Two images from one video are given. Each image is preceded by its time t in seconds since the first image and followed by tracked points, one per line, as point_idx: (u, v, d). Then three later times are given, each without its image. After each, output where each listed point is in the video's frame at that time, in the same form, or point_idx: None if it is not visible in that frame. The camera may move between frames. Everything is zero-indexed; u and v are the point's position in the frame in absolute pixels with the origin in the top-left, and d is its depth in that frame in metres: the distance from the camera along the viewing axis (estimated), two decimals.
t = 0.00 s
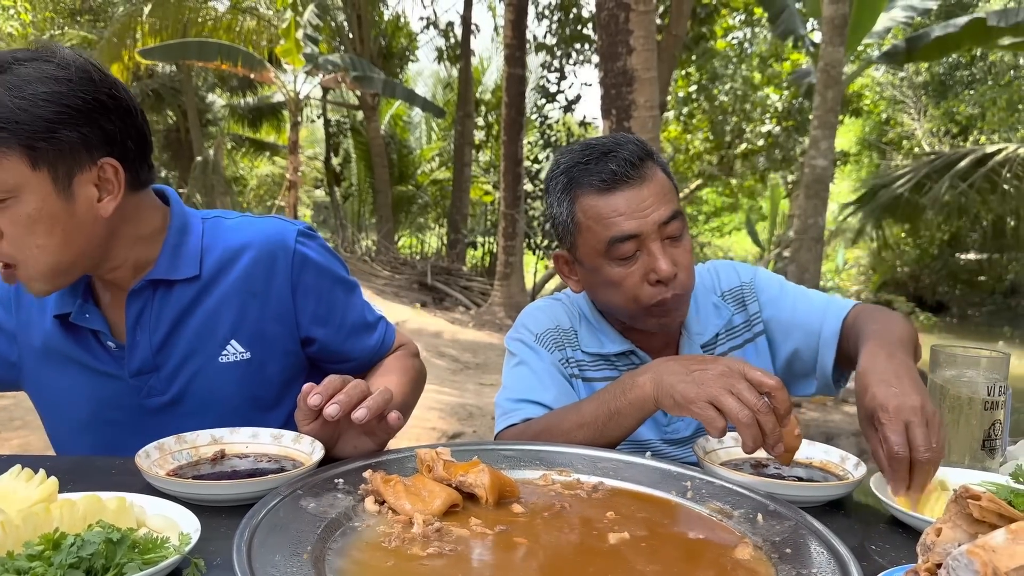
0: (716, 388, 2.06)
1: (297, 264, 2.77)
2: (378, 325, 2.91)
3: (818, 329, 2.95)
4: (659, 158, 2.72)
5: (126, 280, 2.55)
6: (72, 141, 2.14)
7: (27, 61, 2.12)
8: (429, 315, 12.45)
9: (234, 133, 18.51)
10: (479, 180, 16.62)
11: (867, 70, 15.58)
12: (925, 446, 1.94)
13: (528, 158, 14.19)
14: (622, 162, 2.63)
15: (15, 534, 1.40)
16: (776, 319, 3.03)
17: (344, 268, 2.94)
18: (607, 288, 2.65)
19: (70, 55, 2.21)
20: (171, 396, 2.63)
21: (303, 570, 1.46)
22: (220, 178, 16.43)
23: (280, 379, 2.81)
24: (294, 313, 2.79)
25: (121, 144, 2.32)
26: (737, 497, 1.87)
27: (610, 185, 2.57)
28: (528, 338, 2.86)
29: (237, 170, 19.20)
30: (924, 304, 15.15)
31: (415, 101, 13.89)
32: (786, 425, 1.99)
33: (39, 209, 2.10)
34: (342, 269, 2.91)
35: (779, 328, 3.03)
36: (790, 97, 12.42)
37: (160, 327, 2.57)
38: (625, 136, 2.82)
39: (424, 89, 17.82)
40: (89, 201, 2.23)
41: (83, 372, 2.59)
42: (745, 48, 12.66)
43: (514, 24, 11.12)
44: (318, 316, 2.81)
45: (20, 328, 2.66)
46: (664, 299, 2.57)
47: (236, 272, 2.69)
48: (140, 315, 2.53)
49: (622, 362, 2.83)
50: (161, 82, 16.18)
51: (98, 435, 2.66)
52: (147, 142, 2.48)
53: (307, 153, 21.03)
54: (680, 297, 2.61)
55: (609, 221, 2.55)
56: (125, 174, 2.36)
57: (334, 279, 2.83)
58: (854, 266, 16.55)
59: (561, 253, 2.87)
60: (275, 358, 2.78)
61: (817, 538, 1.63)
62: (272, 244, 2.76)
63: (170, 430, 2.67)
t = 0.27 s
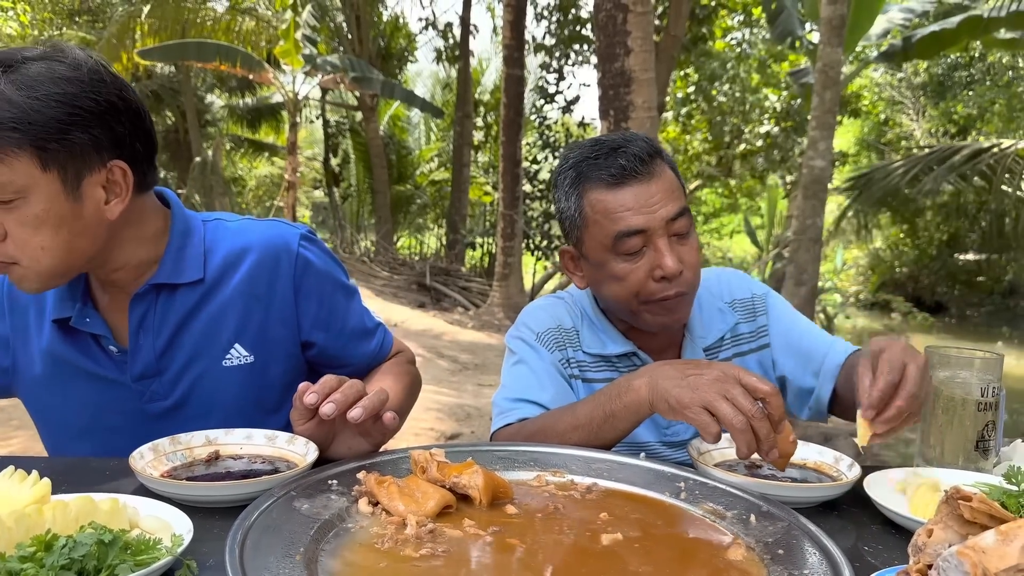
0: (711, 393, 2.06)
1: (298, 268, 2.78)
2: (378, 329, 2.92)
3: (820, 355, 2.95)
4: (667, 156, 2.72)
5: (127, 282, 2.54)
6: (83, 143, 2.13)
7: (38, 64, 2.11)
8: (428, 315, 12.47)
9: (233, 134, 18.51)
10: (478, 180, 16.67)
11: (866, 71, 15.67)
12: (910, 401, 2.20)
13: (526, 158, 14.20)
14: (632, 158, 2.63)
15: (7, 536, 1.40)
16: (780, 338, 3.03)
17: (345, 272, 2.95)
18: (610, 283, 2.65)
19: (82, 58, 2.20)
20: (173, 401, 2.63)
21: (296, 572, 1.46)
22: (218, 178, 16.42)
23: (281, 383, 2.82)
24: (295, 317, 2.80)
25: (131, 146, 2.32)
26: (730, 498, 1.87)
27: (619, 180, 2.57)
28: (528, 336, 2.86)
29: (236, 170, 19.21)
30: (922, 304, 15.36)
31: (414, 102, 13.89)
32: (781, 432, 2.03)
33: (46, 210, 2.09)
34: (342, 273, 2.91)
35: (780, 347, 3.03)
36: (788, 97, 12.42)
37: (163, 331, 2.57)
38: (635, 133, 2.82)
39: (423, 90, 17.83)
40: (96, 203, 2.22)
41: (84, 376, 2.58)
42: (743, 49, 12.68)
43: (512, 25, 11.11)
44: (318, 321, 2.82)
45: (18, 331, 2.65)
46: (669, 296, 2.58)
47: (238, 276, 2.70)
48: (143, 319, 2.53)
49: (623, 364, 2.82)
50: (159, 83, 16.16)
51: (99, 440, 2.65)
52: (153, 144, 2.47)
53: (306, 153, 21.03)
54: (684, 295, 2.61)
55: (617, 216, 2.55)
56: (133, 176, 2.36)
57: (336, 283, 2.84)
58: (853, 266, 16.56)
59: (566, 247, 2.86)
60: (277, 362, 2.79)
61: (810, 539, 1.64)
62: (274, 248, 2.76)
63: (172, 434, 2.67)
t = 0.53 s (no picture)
0: (712, 397, 2.06)
1: (298, 272, 2.78)
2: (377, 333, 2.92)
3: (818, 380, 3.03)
4: (694, 156, 2.71)
5: (127, 286, 2.53)
6: (86, 148, 2.14)
7: (36, 67, 2.11)
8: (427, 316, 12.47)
9: (231, 134, 18.49)
10: (477, 181, 16.70)
11: (863, 72, 15.73)
12: (848, 342, 2.27)
13: (525, 159, 14.20)
14: (661, 155, 2.62)
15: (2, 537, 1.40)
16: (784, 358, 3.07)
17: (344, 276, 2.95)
18: (630, 280, 2.63)
19: (81, 59, 2.19)
20: (171, 406, 2.62)
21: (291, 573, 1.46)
22: (217, 179, 16.41)
23: (280, 387, 2.82)
24: (295, 322, 2.80)
25: (132, 149, 2.32)
26: (726, 500, 1.87)
27: (647, 176, 2.56)
28: (538, 335, 2.83)
29: (235, 171, 19.19)
30: (921, 304, 15.37)
31: (413, 102, 13.88)
32: (781, 436, 2.03)
33: (48, 216, 2.09)
34: (342, 278, 2.91)
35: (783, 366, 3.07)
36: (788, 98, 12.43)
37: (162, 336, 2.57)
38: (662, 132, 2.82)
39: (422, 91, 17.82)
40: (99, 207, 2.22)
41: (82, 381, 2.58)
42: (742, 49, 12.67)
43: (511, 26, 11.11)
44: (318, 325, 2.81)
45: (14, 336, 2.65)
46: (688, 296, 2.57)
47: (238, 280, 2.70)
48: (141, 324, 2.53)
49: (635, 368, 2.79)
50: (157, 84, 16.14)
51: (96, 444, 2.65)
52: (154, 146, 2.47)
53: (304, 154, 21.01)
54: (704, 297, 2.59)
55: (643, 212, 2.54)
56: (134, 180, 2.36)
57: (336, 287, 2.84)
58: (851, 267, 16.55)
59: (586, 242, 2.84)
60: (277, 367, 2.79)
61: (806, 539, 1.64)
62: (274, 252, 2.76)
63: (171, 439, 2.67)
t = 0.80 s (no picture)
0: (713, 401, 2.07)
1: (302, 279, 2.80)
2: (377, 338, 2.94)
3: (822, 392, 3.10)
4: (726, 161, 2.69)
5: (130, 291, 2.53)
6: (96, 153, 2.13)
7: (46, 71, 2.09)
8: (425, 317, 12.49)
9: (229, 135, 18.49)
10: (475, 182, 16.74)
11: (862, 73, 15.73)
12: (781, 322, 2.30)
13: (524, 159, 14.22)
14: (691, 157, 2.61)
15: None
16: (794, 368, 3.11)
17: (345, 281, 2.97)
18: (651, 281, 2.63)
19: (90, 64, 2.18)
20: (174, 411, 2.64)
21: None
22: (215, 179, 16.43)
23: (282, 392, 2.85)
24: (297, 328, 2.82)
25: (140, 153, 2.32)
26: (720, 502, 1.88)
27: (675, 177, 2.55)
28: (549, 340, 2.82)
29: (233, 172, 19.18)
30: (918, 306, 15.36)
31: (411, 103, 13.89)
32: (781, 439, 2.04)
33: (57, 221, 2.08)
34: (343, 284, 2.93)
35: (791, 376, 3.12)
36: (786, 98, 12.45)
37: (164, 343, 2.57)
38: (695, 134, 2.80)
39: (421, 91, 17.83)
40: (108, 212, 2.23)
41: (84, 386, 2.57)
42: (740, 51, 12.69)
43: (509, 27, 11.12)
44: (320, 331, 2.85)
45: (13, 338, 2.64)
46: (707, 301, 2.56)
47: (241, 286, 2.71)
48: (144, 331, 2.52)
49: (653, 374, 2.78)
50: (155, 85, 16.15)
51: (97, 448, 2.65)
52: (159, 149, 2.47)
53: (302, 154, 21.00)
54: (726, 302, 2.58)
55: (666, 213, 2.54)
56: (143, 183, 2.37)
57: (338, 294, 2.86)
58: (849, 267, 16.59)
59: (609, 240, 2.83)
60: (278, 373, 2.81)
61: (801, 542, 1.64)
62: (278, 259, 2.77)
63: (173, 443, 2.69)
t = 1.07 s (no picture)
0: (713, 403, 2.07)
1: (308, 282, 2.81)
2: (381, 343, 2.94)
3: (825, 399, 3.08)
4: (743, 164, 2.69)
5: (139, 292, 2.53)
6: (114, 154, 2.14)
7: (65, 71, 2.10)
8: (423, 317, 12.48)
9: (228, 135, 18.47)
10: (473, 182, 16.74)
11: (860, 73, 15.71)
12: (783, 307, 2.32)
13: (522, 160, 14.23)
14: (708, 158, 2.61)
15: None
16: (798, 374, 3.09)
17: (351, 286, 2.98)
18: (662, 282, 2.63)
19: (108, 64, 2.18)
20: (180, 413, 2.62)
21: None
22: (214, 180, 16.44)
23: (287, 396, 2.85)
24: (302, 331, 2.83)
25: (156, 155, 2.32)
26: (718, 502, 1.88)
27: (691, 178, 2.56)
28: (556, 340, 2.82)
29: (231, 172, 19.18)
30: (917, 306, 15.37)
31: (410, 104, 13.88)
32: (780, 440, 2.04)
33: (73, 222, 2.08)
34: (349, 288, 2.94)
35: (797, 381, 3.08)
36: (784, 99, 12.45)
37: (173, 345, 2.57)
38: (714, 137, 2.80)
39: (420, 92, 17.82)
40: (122, 214, 2.22)
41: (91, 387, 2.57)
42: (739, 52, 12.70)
43: (508, 27, 11.13)
44: (325, 335, 2.85)
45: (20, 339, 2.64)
46: (718, 304, 2.55)
47: (249, 288, 2.71)
48: (152, 332, 2.52)
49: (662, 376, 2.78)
50: (154, 85, 16.16)
51: (102, 450, 2.64)
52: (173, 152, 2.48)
53: (301, 155, 21.00)
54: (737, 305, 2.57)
55: (680, 213, 2.54)
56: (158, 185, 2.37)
57: (343, 298, 2.87)
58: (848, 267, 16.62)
59: (623, 239, 2.84)
60: (284, 376, 2.82)
61: (798, 542, 1.64)
62: (285, 261, 2.79)
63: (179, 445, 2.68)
